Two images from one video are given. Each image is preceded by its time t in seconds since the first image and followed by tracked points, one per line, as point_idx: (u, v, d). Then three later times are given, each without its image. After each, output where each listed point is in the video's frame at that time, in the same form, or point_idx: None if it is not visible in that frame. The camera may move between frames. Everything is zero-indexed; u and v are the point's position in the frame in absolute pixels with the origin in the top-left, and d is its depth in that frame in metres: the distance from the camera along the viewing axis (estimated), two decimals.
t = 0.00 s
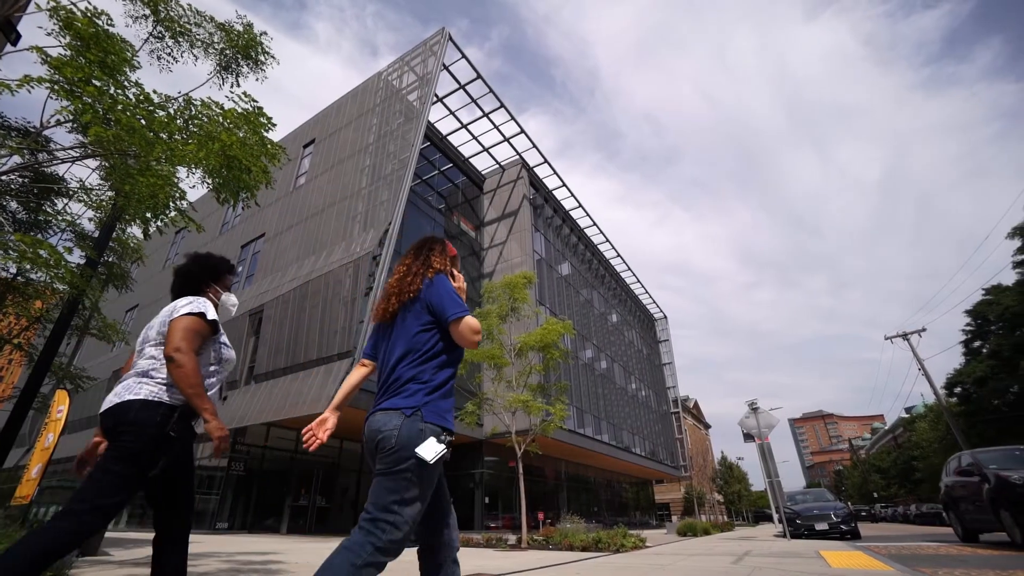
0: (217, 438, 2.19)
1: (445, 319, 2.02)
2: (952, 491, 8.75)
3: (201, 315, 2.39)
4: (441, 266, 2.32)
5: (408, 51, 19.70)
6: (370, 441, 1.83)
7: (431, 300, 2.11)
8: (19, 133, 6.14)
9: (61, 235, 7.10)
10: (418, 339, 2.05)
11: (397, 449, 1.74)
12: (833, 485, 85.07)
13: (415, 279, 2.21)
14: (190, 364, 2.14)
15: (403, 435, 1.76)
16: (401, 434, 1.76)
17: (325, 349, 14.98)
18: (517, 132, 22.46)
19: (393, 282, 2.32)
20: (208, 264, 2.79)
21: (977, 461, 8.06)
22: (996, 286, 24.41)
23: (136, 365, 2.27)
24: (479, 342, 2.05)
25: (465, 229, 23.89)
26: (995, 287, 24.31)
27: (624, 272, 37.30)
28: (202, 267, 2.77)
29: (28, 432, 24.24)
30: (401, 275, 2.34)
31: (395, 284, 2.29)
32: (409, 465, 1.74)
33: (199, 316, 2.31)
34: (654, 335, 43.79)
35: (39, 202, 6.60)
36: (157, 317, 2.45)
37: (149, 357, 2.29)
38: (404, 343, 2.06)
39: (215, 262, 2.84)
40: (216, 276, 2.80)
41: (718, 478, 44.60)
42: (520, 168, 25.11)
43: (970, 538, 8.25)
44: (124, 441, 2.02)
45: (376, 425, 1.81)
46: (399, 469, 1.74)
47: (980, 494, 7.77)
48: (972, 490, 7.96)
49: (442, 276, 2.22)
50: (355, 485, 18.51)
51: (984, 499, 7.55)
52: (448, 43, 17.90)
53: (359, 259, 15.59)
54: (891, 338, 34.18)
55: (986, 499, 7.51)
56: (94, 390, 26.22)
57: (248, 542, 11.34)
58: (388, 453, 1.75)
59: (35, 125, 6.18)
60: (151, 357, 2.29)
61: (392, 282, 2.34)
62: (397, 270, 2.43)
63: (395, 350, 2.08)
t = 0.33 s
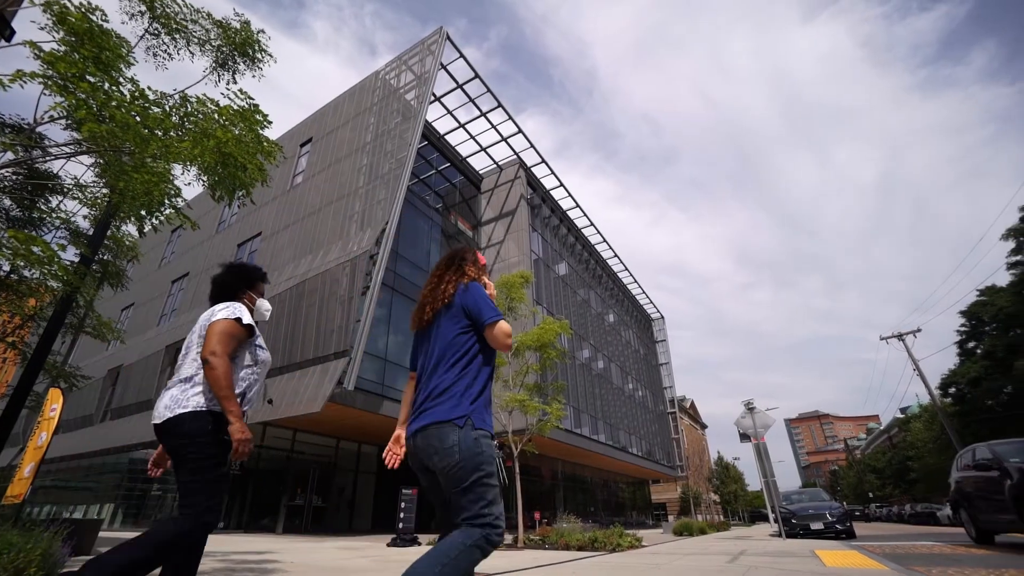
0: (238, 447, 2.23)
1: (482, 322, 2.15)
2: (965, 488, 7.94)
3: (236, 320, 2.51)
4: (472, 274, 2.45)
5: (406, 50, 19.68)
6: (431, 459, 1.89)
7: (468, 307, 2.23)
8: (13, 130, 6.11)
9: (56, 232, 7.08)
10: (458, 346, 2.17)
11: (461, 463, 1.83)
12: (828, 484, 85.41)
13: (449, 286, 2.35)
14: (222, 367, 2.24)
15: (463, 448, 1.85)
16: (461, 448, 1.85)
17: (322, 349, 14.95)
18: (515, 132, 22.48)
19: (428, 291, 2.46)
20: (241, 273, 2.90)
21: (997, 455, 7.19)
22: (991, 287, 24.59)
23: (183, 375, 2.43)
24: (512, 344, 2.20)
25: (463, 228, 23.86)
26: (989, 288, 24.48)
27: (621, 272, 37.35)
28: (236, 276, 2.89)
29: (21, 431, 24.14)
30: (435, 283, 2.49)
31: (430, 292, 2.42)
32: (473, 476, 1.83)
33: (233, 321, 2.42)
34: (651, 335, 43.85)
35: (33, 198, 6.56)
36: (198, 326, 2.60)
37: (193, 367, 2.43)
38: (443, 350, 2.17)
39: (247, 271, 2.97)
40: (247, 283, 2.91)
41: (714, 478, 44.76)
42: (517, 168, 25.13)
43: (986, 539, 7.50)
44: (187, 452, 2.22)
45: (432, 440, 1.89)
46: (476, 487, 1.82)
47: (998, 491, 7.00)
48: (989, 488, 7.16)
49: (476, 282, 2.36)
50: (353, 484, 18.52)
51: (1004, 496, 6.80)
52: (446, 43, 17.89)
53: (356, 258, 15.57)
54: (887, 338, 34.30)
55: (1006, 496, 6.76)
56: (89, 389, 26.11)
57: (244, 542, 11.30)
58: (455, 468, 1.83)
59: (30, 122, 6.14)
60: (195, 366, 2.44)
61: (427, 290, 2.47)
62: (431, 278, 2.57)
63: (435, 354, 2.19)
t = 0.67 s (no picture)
0: (248, 447, 2.30)
1: (511, 325, 2.23)
2: (985, 482, 7.33)
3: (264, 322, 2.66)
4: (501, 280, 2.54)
5: (404, 48, 19.66)
6: (473, 451, 1.95)
7: (497, 309, 2.31)
8: (6, 126, 6.06)
9: (50, 230, 7.04)
10: (489, 346, 2.25)
11: (503, 453, 1.90)
12: (824, 483, 85.71)
13: (479, 292, 2.45)
14: (247, 367, 2.36)
15: (503, 439, 1.92)
16: (502, 440, 1.92)
17: (319, 348, 14.93)
18: (513, 132, 22.52)
19: (458, 298, 2.55)
20: (271, 276, 2.99)
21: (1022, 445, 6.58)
22: (986, 287, 24.73)
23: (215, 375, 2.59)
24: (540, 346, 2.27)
25: (461, 228, 23.84)
26: (984, 288, 24.61)
27: (618, 272, 37.42)
28: (268, 280, 2.98)
29: (16, 430, 24.03)
30: (464, 290, 2.58)
31: (460, 299, 2.52)
32: (516, 467, 1.92)
33: (262, 323, 2.57)
34: (648, 335, 43.94)
35: (28, 196, 6.52)
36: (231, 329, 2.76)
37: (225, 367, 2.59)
38: (475, 349, 2.25)
39: (279, 275, 3.07)
40: (279, 287, 3.02)
41: (711, 478, 44.84)
42: (515, 168, 25.14)
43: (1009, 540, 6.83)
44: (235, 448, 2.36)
45: (473, 434, 1.95)
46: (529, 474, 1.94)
47: None
48: (1010, 482, 6.58)
49: (505, 288, 2.45)
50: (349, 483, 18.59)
51: None
52: (444, 42, 17.89)
53: (353, 256, 15.56)
54: (884, 339, 34.39)
55: None
56: (84, 388, 26.00)
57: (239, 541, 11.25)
58: (498, 458, 1.91)
59: (23, 118, 6.10)
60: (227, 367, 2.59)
61: (457, 296, 2.57)
62: (459, 286, 2.66)
63: (467, 355, 2.28)
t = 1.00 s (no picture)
0: (270, 456, 2.37)
1: (541, 339, 2.28)
2: (1011, 476, 6.95)
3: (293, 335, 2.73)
4: (527, 294, 2.60)
5: (403, 47, 19.64)
6: (515, 458, 1.98)
7: (529, 324, 2.36)
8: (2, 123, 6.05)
9: (46, 229, 7.02)
10: (522, 359, 2.29)
11: (544, 463, 1.95)
12: (822, 483, 85.99)
13: (509, 305, 2.48)
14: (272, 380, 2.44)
15: (544, 449, 1.98)
16: (544, 450, 1.98)
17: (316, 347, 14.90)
18: (511, 132, 22.54)
19: (486, 310, 2.58)
20: (300, 287, 3.03)
21: None
22: (983, 288, 24.86)
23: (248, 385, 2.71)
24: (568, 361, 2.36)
25: (459, 227, 23.82)
26: (981, 289, 24.75)
27: (617, 272, 37.43)
28: (296, 292, 3.01)
29: (11, 429, 23.98)
30: (492, 304, 2.61)
31: (489, 310, 2.54)
32: (556, 477, 1.97)
33: (288, 336, 2.62)
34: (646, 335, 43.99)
35: (23, 193, 6.49)
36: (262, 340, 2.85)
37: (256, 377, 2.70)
38: (509, 362, 2.29)
39: (309, 287, 3.12)
40: (307, 298, 3.06)
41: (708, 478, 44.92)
42: (513, 167, 25.12)
43: None
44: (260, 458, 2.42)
45: (516, 441, 2.00)
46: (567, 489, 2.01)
47: None
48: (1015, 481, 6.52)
49: (533, 302, 2.50)
50: (347, 482, 18.54)
51: None
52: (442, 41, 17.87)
53: (351, 255, 15.53)
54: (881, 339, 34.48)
55: None
56: (81, 387, 25.94)
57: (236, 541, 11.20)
58: (540, 467, 1.95)
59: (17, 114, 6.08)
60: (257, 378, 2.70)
61: (486, 308, 2.59)
62: (487, 299, 2.69)
63: (500, 367, 2.31)
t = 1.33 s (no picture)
0: (306, 466, 2.45)
1: (577, 350, 2.35)
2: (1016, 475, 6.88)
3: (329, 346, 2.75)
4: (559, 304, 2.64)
5: (402, 46, 19.62)
6: (555, 464, 2.06)
7: (563, 334, 2.43)
8: None
9: (42, 226, 6.99)
10: (559, 371, 2.34)
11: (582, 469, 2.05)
12: (819, 482, 86.13)
13: (544, 317, 2.53)
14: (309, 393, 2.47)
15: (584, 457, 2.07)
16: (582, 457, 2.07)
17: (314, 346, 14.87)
18: (510, 131, 22.54)
19: (519, 322, 2.61)
20: (330, 297, 3.06)
21: None
22: (981, 288, 24.92)
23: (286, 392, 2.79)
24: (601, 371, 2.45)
25: (457, 227, 23.81)
26: (979, 289, 24.82)
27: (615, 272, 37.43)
28: (327, 301, 3.05)
29: (8, 429, 23.94)
30: (525, 315, 2.65)
31: (523, 322, 2.58)
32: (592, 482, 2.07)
33: (325, 347, 2.64)
34: (645, 335, 44.02)
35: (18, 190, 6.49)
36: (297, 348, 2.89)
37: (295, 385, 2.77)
38: (547, 372, 2.35)
39: (340, 295, 3.14)
40: (338, 306, 3.08)
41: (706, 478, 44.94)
42: (512, 167, 25.11)
43: None
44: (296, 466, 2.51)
45: (557, 449, 2.07)
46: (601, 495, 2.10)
47: None
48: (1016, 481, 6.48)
49: (566, 312, 2.55)
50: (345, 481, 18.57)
51: None
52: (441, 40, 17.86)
53: (350, 254, 15.50)
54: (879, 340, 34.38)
55: None
56: (78, 387, 25.85)
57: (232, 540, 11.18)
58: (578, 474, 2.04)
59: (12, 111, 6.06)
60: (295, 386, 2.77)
61: (519, 319, 2.63)
62: (518, 310, 2.73)
63: (538, 377, 2.37)
